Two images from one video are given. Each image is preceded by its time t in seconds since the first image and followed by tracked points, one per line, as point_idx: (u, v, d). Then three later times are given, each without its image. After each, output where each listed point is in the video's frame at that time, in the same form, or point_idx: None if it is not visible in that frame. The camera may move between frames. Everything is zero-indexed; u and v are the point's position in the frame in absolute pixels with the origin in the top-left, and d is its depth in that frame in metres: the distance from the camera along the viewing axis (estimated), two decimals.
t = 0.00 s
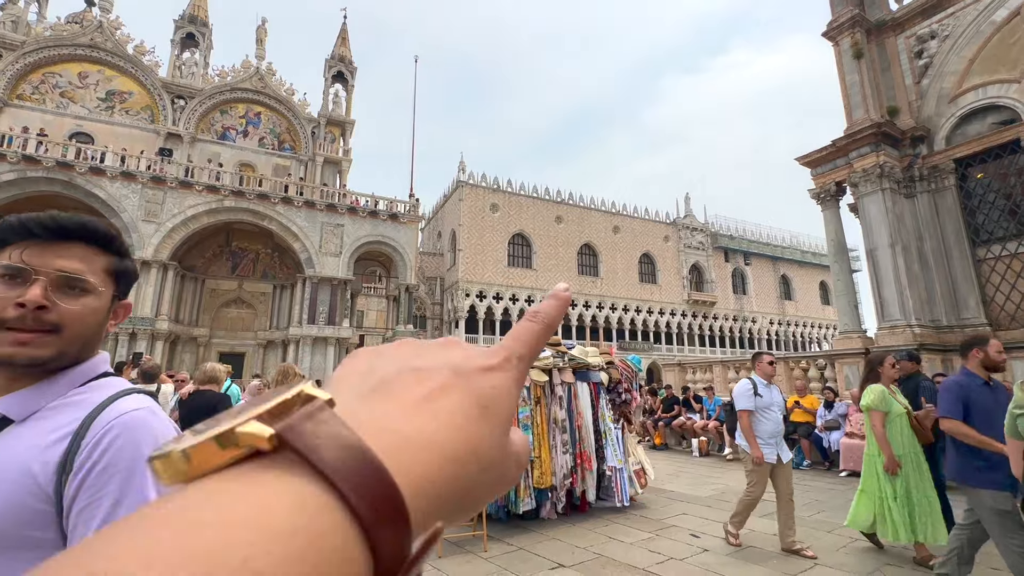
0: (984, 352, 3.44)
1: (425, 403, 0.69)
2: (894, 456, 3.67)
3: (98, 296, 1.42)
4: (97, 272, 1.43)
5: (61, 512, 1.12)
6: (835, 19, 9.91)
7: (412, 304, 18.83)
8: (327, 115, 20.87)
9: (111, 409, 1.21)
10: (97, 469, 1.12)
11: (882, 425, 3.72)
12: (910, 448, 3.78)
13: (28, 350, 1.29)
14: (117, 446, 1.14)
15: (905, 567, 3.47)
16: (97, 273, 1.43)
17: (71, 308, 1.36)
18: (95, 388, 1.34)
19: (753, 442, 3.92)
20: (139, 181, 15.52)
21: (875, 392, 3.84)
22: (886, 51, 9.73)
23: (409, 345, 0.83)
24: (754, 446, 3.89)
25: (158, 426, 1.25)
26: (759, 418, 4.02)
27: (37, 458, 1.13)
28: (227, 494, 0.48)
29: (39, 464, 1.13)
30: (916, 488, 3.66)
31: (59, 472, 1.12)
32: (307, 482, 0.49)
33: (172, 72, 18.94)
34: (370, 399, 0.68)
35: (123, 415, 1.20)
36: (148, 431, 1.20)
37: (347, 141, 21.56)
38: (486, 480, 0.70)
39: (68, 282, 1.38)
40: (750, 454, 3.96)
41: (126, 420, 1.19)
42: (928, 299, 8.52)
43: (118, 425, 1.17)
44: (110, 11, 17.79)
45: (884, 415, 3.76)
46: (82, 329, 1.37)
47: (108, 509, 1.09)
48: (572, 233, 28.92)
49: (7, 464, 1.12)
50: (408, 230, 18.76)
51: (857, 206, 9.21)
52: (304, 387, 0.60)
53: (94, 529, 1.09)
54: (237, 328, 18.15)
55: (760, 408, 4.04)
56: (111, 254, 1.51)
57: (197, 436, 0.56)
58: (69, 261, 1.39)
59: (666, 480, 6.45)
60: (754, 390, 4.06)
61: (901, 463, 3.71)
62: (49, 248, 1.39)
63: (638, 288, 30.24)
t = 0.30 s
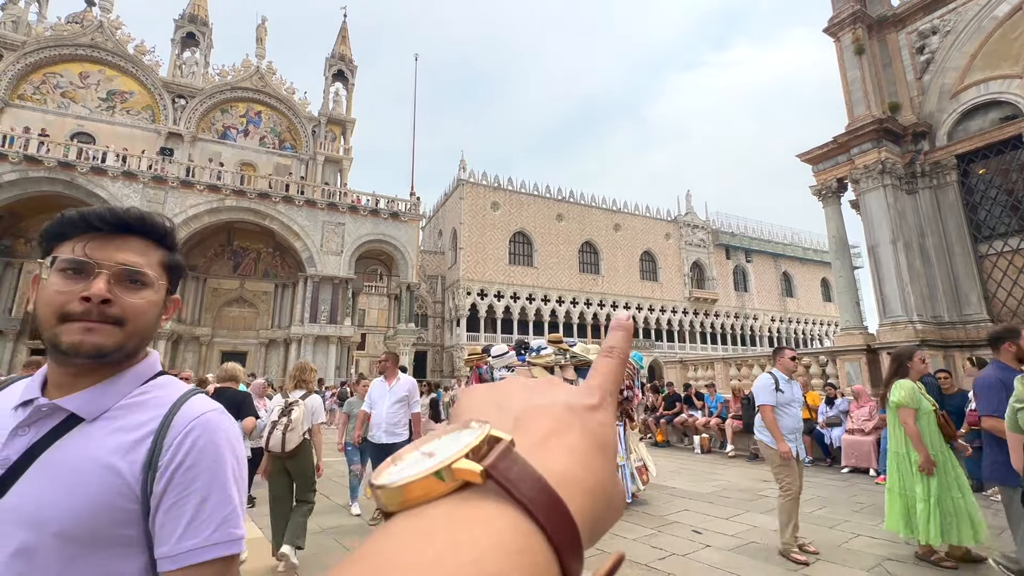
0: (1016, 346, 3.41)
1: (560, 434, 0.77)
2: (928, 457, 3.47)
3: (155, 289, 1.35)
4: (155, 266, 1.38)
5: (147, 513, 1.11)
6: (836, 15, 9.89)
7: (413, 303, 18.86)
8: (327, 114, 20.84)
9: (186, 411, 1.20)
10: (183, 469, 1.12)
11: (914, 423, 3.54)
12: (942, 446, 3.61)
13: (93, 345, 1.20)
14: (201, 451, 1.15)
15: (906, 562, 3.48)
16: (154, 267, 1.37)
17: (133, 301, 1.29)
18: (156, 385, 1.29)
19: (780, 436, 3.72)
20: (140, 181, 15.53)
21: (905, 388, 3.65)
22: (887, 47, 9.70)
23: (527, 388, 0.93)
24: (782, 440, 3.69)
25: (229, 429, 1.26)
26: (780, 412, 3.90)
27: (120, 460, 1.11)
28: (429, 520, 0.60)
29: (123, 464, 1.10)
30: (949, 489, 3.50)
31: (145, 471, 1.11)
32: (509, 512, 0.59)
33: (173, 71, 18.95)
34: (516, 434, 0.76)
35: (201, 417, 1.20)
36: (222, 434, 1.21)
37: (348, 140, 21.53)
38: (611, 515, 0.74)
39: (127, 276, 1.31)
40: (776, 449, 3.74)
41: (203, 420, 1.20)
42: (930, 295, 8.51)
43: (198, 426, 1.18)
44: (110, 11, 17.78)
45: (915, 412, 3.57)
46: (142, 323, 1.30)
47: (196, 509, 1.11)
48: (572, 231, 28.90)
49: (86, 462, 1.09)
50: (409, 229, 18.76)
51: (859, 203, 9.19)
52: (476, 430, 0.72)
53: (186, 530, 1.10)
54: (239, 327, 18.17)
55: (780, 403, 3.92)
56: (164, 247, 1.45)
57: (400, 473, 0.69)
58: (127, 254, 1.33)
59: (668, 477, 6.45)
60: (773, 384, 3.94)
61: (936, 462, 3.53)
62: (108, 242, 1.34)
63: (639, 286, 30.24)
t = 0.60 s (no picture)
0: None
1: (524, 478, 0.73)
2: (968, 458, 3.39)
3: (156, 284, 1.31)
4: (152, 258, 1.33)
5: (170, 523, 1.08)
6: (836, 13, 9.91)
7: (412, 302, 18.84)
8: (326, 113, 20.80)
9: (207, 416, 1.18)
10: (210, 475, 1.10)
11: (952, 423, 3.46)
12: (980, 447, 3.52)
13: (91, 344, 1.16)
14: (227, 455, 1.13)
15: (907, 559, 3.50)
16: (151, 258, 1.33)
17: (132, 295, 1.24)
18: (163, 389, 1.26)
19: (803, 440, 3.64)
20: (139, 181, 15.50)
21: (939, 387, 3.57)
22: (887, 45, 9.71)
23: (495, 408, 0.84)
24: (805, 445, 3.61)
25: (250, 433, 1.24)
26: (805, 416, 3.81)
27: (140, 470, 1.08)
28: None
29: (147, 475, 1.08)
30: (991, 491, 3.40)
31: (169, 480, 1.09)
32: None
33: (171, 71, 18.92)
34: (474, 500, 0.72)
35: (224, 421, 1.18)
36: (244, 437, 1.20)
37: (347, 139, 21.50)
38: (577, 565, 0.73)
39: (125, 269, 1.26)
40: (798, 454, 3.67)
41: (226, 423, 1.18)
42: (929, 293, 8.53)
43: (220, 430, 1.16)
44: (108, 11, 17.74)
45: (952, 412, 3.51)
46: (143, 320, 1.26)
47: (226, 514, 1.10)
48: (571, 230, 28.89)
49: (105, 474, 1.05)
50: (408, 228, 18.76)
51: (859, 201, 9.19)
52: (441, 502, 0.70)
53: (215, 537, 1.08)
54: (239, 327, 18.15)
55: (806, 406, 3.82)
56: (159, 237, 1.41)
57: (362, 547, 0.67)
58: (123, 245, 1.28)
59: (669, 475, 6.46)
60: (801, 386, 3.83)
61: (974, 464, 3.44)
62: (103, 231, 1.30)
63: (638, 285, 30.25)
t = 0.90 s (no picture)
0: None
1: None
2: (1008, 453, 3.32)
3: (87, 259, 1.11)
4: (81, 228, 1.14)
5: (144, 530, 0.95)
6: (834, 13, 9.93)
7: (412, 303, 18.83)
8: (324, 114, 20.77)
9: (174, 404, 1.05)
10: (189, 467, 0.99)
11: (991, 418, 3.39)
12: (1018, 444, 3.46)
13: (1, 329, 0.94)
14: (206, 445, 1.03)
15: (912, 557, 3.49)
16: (79, 228, 1.13)
17: (53, 271, 1.03)
18: (110, 381, 1.10)
19: (844, 444, 3.48)
20: (137, 183, 15.47)
21: (977, 381, 3.51)
22: (885, 45, 9.74)
23: None
24: (845, 449, 3.45)
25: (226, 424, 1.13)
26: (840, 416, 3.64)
27: (102, 472, 0.92)
28: None
29: (112, 476, 0.93)
30: None
31: (140, 478, 0.95)
32: None
33: (169, 72, 18.88)
34: None
35: (197, 409, 1.06)
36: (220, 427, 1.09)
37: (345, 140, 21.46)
38: None
39: (44, 239, 1.05)
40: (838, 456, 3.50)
41: (201, 411, 1.06)
42: (929, 292, 8.54)
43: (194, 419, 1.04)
44: (106, 12, 17.70)
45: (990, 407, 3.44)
46: (73, 301, 1.05)
47: (207, 513, 1.00)
48: (570, 230, 28.91)
49: (61, 477, 0.89)
50: (407, 229, 18.76)
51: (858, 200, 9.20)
52: None
53: (196, 539, 0.98)
54: (237, 328, 18.10)
55: (841, 406, 3.65)
56: (92, 205, 1.20)
57: None
58: (42, 213, 1.08)
59: (670, 475, 6.45)
60: (835, 386, 3.67)
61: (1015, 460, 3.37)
62: (11, 196, 1.08)
63: (637, 285, 30.28)
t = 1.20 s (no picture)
0: None
1: None
2: None
3: None
4: None
5: (66, 554, 0.82)
6: (836, 12, 9.92)
7: (413, 305, 18.83)
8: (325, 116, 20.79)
9: (103, 405, 0.89)
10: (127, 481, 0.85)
11: None
12: None
13: None
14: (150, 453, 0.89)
15: (923, 559, 3.46)
16: None
17: None
18: (27, 374, 0.93)
19: (891, 442, 3.40)
20: (139, 186, 15.48)
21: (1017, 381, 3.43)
22: (887, 44, 9.74)
23: None
24: (893, 448, 3.38)
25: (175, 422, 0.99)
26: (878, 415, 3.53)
27: (11, 488, 0.78)
28: None
29: (22, 491, 0.78)
30: None
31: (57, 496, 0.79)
32: None
33: (170, 75, 18.90)
34: None
35: (138, 406, 0.91)
36: (164, 430, 0.95)
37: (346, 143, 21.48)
38: None
39: None
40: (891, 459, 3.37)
41: (144, 410, 0.91)
42: (933, 291, 8.53)
43: (132, 420, 0.89)
44: (107, 16, 17.74)
45: None
46: None
47: (148, 537, 0.87)
48: (571, 231, 28.92)
49: None
50: (409, 231, 18.78)
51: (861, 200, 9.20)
52: None
53: (134, 568, 0.85)
54: (239, 331, 18.11)
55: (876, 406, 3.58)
56: None
57: None
58: None
59: (675, 476, 6.43)
60: (868, 384, 3.61)
61: None
62: None
63: (638, 286, 30.28)
